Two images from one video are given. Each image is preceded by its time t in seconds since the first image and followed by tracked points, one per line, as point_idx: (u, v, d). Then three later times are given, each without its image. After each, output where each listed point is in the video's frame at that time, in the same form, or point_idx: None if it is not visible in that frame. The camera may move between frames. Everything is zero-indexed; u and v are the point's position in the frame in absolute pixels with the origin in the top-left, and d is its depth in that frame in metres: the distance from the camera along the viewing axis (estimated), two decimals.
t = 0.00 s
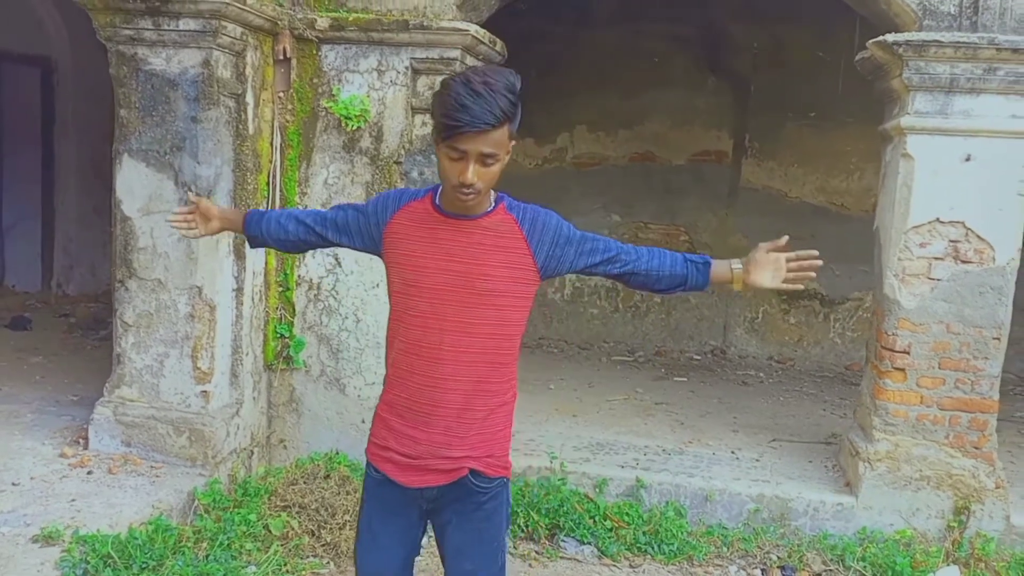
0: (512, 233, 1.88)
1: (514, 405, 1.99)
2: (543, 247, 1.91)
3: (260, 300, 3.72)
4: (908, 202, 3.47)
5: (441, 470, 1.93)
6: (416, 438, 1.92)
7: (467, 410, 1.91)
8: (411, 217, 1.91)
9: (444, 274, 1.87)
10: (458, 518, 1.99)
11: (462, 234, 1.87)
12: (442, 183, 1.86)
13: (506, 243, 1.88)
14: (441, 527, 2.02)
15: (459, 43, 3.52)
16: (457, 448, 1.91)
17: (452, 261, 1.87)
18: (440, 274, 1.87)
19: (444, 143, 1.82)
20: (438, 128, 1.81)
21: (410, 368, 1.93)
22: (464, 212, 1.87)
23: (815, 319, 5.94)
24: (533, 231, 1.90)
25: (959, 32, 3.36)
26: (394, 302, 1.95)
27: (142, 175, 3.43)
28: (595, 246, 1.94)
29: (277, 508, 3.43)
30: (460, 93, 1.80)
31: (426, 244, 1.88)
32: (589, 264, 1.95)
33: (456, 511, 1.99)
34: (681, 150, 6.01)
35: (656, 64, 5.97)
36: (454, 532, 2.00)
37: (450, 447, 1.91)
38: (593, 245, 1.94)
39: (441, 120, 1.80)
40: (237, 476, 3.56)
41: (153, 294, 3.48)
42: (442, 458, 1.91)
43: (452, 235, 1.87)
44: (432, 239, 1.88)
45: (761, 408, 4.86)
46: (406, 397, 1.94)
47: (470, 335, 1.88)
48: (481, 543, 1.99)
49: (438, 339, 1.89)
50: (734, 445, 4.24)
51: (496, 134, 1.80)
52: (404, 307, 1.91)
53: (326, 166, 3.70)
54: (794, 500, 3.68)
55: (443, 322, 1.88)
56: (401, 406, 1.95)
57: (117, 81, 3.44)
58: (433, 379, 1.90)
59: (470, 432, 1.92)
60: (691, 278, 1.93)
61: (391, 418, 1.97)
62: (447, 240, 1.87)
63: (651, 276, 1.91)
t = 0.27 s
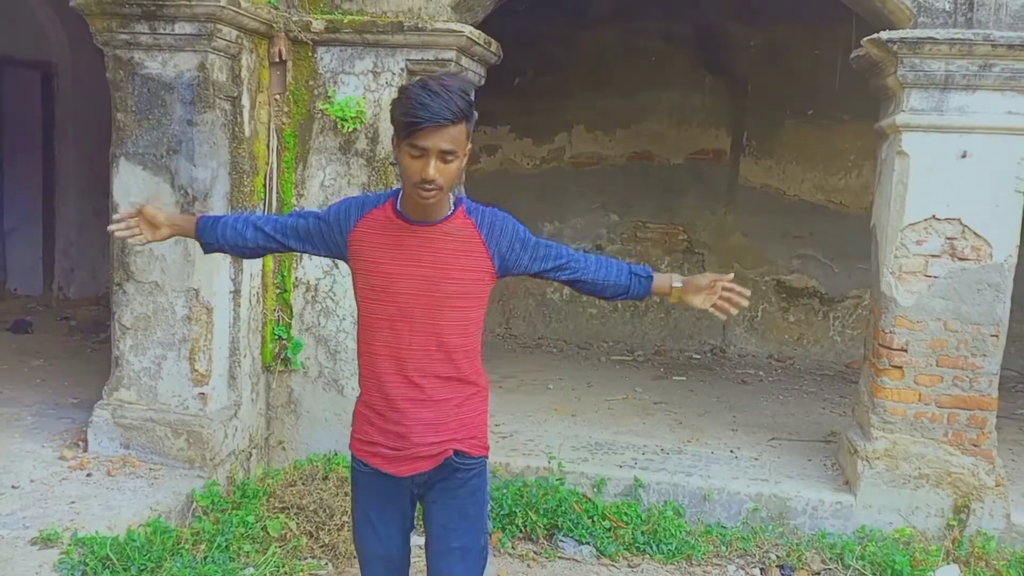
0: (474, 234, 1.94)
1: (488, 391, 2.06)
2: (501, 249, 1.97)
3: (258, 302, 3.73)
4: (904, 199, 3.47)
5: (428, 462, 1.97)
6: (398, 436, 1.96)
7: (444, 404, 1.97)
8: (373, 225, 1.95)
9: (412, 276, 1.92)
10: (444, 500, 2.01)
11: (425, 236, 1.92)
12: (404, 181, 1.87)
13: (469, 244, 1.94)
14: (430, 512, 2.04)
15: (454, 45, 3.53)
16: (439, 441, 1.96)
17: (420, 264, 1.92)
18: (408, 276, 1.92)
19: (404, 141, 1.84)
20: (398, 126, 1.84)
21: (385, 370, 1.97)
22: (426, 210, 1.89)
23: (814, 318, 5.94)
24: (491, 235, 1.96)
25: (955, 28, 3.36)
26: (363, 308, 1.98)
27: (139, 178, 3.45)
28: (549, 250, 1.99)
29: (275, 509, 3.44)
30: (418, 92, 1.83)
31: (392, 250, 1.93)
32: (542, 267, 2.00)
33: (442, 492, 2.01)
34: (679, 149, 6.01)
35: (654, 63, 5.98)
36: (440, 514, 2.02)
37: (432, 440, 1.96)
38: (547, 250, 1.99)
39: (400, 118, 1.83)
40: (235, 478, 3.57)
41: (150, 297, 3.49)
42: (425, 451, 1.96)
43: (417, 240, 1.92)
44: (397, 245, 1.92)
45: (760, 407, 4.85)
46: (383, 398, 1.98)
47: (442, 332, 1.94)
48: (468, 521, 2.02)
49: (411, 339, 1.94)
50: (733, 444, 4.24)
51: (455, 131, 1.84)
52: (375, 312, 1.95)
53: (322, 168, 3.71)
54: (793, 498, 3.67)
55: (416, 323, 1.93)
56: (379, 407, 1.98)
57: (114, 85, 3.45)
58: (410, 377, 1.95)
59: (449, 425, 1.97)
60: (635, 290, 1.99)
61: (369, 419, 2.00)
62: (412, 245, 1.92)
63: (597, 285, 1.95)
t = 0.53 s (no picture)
0: (468, 232, 2.03)
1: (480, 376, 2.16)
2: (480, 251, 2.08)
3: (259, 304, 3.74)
4: (905, 196, 3.47)
5: (445, 452, 2.04)
6: (412, 432, 2.01)
7: (451, 395, 2.05)
8: (372, 230, 1.97)
9: (416, 276, 1.97)
10: (464, 482, 2.11)
11: (424, 235, 1.98)
12: (401, 164, 1.95)
13: (465, 241, 2.02)
14: (446, 498, 2.12)
15: (452, 45, 3.54)
16: (452, 429, 2.04)
17: (423, 264, 1.97)
18: (413, 277, 1.97)
19: (399, 122, 1.95)
20: (393, 108, 1.95)
21: (394, 369, 2.00)
22: (424, 190, 1.95)
23: (817, 316, 5.94)
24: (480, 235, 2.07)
25: (953, 25, 3.36)
26: (366, 313, 2.00)
27: (140, 181, 3.46)
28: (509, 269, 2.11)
29: (277, 510, 3.45)
30: (409, 78, 1.97)
31: (395, 253, 1.96)
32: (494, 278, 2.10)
33: (460, 476, 2.10)
34: (680, 148, 6.02)
35: (654, 62, 5.98)
36: (462, 496, 2.11)
37: (445, 431, 2.03)
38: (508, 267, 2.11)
39: (394, 101, 1.95)
40: (237, 479, 3.59)
41: (152, 299, 3.50)
42: (441, 442, 2.03)
43: (418, 240, 1.98)
44: (400, 247, 1.97)
45: (763, 406, 4.85)
46: (394, 398, 2.01)
47: (447, 327, 2.02)
48: (488, 500, 2.13)
49: (420, 336, 2.00)
50: (736, 443, 4.23)
51: (448, 108, 1.96)
52: (381, 314, 1.98)
53: (322, 169, 3.72)
54: (796, 497, 3.68)
55: (423, 321, 1.99)
56: (389, 406, 2.02)
57: (115, 89, 3.46)
58: (420, 373, 2.01)
59: (458, 413, 2.06)
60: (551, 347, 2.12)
61: (378, 420, 2.03)
62: (415, 246, 1.97)
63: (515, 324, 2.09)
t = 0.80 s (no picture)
0: (481, 232, 2.16)
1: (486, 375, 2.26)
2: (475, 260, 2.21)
3: (262, 304, 3.75)
4: (909, 193, 3.46)
5: (476, 445, 2.12)
6: (446, 426, 2.07)
7: (474, 390, 2.13)
8: (401, 230, 2.02)
9: (444, 274, 2.04)
10: (488, 481, 2.17)
11: (447, 234, 2.07)
12: (422, 166, 2.03)
13: (479, 240, 2.14)
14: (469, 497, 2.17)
15: (455, 45, 3.55)
16: (478, 425, 2.13)
17: (451, 261, 2.06)
18: (441, 275, 2.04)
19: (420, 128, 2.01)
20: (414, 115, 2.00)
21: (426, 365, 2.06)
22: (443, 190, 2.04)
23: (822, 313, 5.92)
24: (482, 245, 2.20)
25: (957, 21, 3.34)
26: (397, 313, 2.03)
27: (145, 183, 3.46)
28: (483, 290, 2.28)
29: (282, 510, 3.46)
30: (428, 83, 2.02)
31: (425, 251, 2.03)
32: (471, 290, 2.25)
33: (486, 475, 2.16)
34: (683, 146, 6.02)
35: (657, 61, 5.99)
36: (486, 495, 2.17)
37: (474, 423, 2.12)
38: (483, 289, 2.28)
39: (414, 107, 2.00)
40: (242, 479, 3.60)
41: (156, 300, 3.51)
42: (472, 434, 2.11)
43: (444, 238, 2.06)
44: (429, 244, 2.03)
45: (768, 404, 4.83)
46: (427, 394, 2.06)
47: (470, 322, 2.12)
48: (509, 496, 2.20)
49: (449, 331, 2.07)
50: (741, 441, 4.20)
51: (466, 113, 2.02)
52: (414, 312, 2.03)
53: (325, 170, 3.73)
54: (802, 496, 3.63)
55: (452, 316, 2.07)
56: (423, 404, 2.06)
57: (118, 90, 3.46)
58: (450, 367, 2.08)
59: (482, 406, 2.15)
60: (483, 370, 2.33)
61: (411, 419, 2.06)
62: (442, 243, 2.05)
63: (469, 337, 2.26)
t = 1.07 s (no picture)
0: (518, 233, 2.18)
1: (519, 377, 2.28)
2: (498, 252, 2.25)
3: (270, 304, 3.77)
4: (918, 189, 3.42)
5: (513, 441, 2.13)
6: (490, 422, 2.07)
7: (513, 390, 2.14)
8: (454, 230, 2.03)
9: (493, 272, 2.06)
10: (520, 481, 2.18)
11: (494, 233, 2.09)
12: (463, 165, 2.05)
13: (517, 240, 2.17)
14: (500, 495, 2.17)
15: (460, 45, 3.56)
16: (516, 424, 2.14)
17: (498, 259, 2.07)
18: (490, 273, 2.05)
19: (458, 128, 2.04)
20: (451, 116, 2.04)
21: (476, 362, 2.06)
22: (486, 186, 2.06)
23: (831, 311, 5.90)
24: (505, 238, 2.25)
25: (964, 17, 3.32)
26: (451, 312, 2.03)
27: (153, 184, 3.47)
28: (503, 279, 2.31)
29: (290, 510, 3.47)
30: (463, 84, 2.05)
31: (477, 249, 2.04)
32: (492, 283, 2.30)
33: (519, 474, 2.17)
34: (691, 143, 6.01)
35: (664, 59, 5.98)
36: (516, 494, 2.17)
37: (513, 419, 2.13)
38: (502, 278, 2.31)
39: (452, 109, 2.04)
40: (251, 479, 3.62)
41: (165, 301, 3.53)
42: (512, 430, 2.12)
43: (491, 237, 2.08)
44: (480, 243, 2.05)
45: (778, 402, 4.80)
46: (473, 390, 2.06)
47: (511, 320, 2.14)
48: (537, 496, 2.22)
49: (496, 329, 2.08)
50: (749, 440, 4.12)
51: (502, 109, 2.05)
52: (467, 310, 2.03)
53: (332, 170, 3.74)
54: (811, 494, 3.55)
55: (498, 315, 2.08)
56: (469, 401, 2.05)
57: (126, 92, 3.47)
58: (496, 365, 2.09)
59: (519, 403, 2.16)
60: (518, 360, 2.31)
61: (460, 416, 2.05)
62: (489, 242, 2.07)
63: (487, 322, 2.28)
